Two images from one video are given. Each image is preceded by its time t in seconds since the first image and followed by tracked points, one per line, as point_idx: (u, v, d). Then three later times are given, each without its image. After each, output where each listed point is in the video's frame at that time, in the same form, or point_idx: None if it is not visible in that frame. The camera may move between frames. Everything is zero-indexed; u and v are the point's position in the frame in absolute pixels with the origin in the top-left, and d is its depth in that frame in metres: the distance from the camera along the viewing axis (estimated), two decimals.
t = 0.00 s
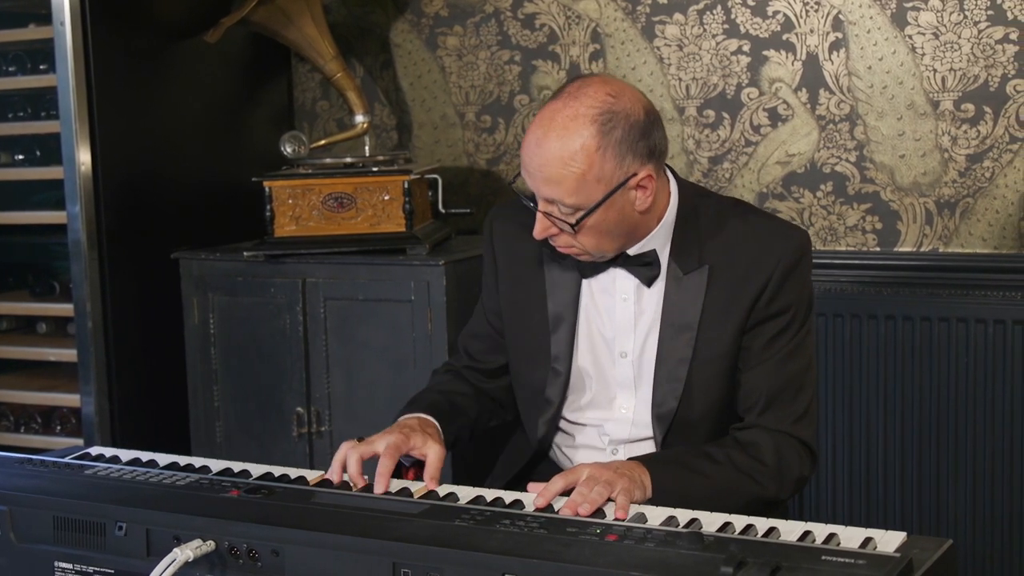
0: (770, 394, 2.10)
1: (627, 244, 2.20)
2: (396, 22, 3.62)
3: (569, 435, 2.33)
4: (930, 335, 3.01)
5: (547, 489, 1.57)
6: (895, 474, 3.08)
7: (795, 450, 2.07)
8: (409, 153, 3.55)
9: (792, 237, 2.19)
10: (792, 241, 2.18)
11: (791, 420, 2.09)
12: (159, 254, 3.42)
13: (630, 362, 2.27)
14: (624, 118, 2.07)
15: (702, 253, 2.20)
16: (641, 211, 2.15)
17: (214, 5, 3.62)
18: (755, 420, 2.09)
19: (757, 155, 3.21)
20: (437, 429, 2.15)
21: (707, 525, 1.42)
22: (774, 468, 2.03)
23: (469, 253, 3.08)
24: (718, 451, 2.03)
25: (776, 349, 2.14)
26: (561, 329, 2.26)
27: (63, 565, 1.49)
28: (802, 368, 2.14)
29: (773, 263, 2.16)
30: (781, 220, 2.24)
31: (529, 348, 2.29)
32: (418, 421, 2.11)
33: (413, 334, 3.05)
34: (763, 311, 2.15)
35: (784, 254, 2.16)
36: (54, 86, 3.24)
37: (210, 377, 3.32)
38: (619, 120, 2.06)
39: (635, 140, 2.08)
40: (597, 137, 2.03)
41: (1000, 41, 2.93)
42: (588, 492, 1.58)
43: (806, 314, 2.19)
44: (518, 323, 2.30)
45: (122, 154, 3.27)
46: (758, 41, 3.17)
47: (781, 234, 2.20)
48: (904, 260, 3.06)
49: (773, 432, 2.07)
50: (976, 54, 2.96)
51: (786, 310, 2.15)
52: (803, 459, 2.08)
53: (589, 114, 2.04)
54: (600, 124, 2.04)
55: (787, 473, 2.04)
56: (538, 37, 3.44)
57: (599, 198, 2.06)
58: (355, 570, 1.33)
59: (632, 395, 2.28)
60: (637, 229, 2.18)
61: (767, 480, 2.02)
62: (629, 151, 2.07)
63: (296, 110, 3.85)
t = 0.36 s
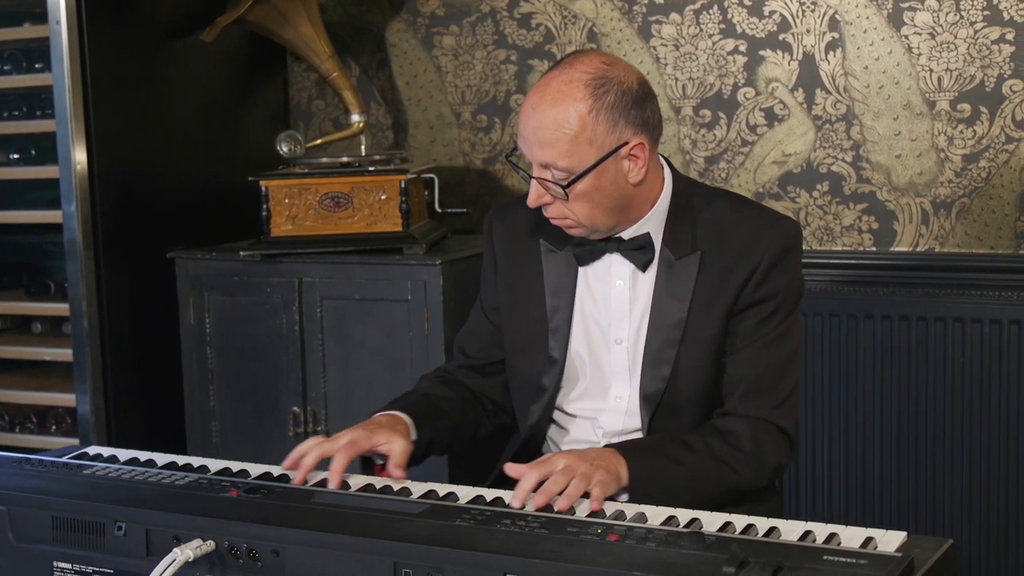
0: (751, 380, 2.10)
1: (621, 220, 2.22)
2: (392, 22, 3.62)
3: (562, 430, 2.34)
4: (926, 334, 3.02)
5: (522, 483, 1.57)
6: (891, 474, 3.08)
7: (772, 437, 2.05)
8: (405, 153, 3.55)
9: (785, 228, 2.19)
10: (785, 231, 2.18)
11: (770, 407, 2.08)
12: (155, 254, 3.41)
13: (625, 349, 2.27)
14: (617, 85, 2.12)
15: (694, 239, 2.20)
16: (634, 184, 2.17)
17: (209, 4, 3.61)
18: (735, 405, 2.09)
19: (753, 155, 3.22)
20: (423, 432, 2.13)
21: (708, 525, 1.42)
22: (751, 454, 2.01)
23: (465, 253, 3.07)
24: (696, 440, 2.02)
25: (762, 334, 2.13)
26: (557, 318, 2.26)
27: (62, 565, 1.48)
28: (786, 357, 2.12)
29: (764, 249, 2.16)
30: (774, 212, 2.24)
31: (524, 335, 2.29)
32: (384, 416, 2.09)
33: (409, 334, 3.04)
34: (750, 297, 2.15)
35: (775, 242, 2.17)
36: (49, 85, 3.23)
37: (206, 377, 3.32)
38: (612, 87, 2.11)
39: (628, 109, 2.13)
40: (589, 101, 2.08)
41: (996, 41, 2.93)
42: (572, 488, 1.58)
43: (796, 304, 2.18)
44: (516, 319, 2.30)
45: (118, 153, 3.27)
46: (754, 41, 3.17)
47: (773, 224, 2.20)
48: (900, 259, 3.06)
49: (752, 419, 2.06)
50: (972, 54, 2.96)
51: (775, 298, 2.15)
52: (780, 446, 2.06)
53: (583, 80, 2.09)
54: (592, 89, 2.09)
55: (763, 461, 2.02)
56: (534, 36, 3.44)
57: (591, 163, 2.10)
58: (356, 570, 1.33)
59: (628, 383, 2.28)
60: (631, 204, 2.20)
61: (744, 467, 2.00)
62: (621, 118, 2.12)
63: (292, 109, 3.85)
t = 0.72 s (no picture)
0: (734, 366, 2.10)
1: (620, 204, 2.23)
2: (387, 21, 3.62)
3: (556, 426, 2.32)
4: (922, 333, 3.03)
5: (492, 493, 1.57)
6: (886, 473, 3.09)
7: (747, 427, 2.04)
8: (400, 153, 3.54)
9: (777, 218, 2.20)
10: (777, 223, 2.19)
11: (746, 395, 2.08)
12: (151, 253, 3.41)
13: (616, 336, 2.27)
14: (615, 66, 2.14)
15: (687, 230, 2.21)
16: (633, 166, 2.18)
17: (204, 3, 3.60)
18: (713, 394, 2.08)
19: (749, 155, 3.22)
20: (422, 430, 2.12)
21: (708, 524, 1.42)
22: (721, 445, 2.00)
23: (462, 253, 3.07)
24: (667, 432, 1.99)
25: (743, 321, 2.14)
26: (550, 304, 2.26)
27: (61, 565, 1.48)
28: (770, 345, 2.13)
29: (755, 238, 2.17)
30: (766, 206, 2.25)
31: (518, 323, 2.29)
32: (363, 409, 2.05)
33: (405, 333, 3.04)
34: (735, 285, 2.16)
35: (768, 233, 2.18)
36: (45, 84, 3.23)
37: (201, 377, 3.31)
38: (612, 67, 2.13)
39: (628, 89, 2.15)
40: (587, 81, 2.09)
41: (992, 42, 2.94)
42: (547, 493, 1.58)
43: (783, 296, 2.18)
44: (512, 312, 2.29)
45: (114, 151, 3.26)
46: (750, 41, 3.17)
47: (765, 216, 2.21)
48: (896, 259, 3.06)
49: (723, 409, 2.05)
50: (968, 54, 2.97)
51: (762, 286, 2.15)
52: (754, 436, 2.05)
53: (581, 61, 2.11)
54: (591, 69, 2.11)
55: (736, 451, 2.01)
56: (530, 36, 3.44)
57: (589, 142, 2.11)
58: (357, 570, 1.33)
59: (618, 373, 2.26)
60: (630, 188, 2.21)
61: (713, 458, 1.99)
62: (619, 98, 2.13)
63: (287, 109, 3.84)
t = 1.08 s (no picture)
0: (726, 364, 2.09)
1: (611, 197, 2.23)
2: (383, 21, 3.61)
3: (550, 426, 2.32)
4: (918, 333, 3.03)
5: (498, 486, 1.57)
6: (882, 472, 3.09)
7: (746, 423, 2.02)
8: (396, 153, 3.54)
9: (768, 215, 2.21)
10: (768, 219, 2.20)
11: (742, 390, 2.06)
12: (146, 253, 3.40)
13: (610, 336, 2.27)
14: (605, 57, 2.16)
15: (677, 226, 2.22)
16: (623, 157, 2.19)
17: (199, 3, 3.59)
18: (711, 391, 2.07)
19: (745, 155, 3.22)
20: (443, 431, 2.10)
21: (707, 524, 1.42)
22: (725, 440, 1.98)
23: (458, 253, 3.07)
24: (674, 427, 1.97)
25: (740, 317, 2.14)
26: (544, 306, 2.26)
27: (60, 565, 1.48)
28: (761, 341, 2.12)
29: (745, 235, 2.18)
30: (758, 202, 2.26)
31: (512, 325, 2.29)
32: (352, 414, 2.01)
33: (402, 334, 3.04)
34: (728, 282, 2.16)
35: (758, 229, 2.18)
36: (40, 84, 3.22)
37: (197, 376, 3.31)
38: (602, 57, 2.15)
39: (617, 79, 2.16)
40: (579, 70, 2.11)
41: (988, 42, 2.95)
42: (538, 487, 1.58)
43: (777, 293, 2.18)
44: (507, 314, 2.29)
45: (108, 150, 3.25)
46: (746, 40, 3.17)
47: (755, 213, 2.21)
48: (892, 259, 3.07)
49: (726, 406, 2.03)
50: (964, 54, 2.97)
51: (753, 282, 2.15)
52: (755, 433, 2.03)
53: (572, 52, 2.13)
54: (583, 59, 2.12)
55: (739, 444, 2.00)
56: (526, 36, 3.44)
57: (582, 131, 2.11)
58: (357, 570, 1.33)
59: (612, 372, 2.27)
60: (620, 180, 2.21)
61: (717, 453, 1.96)
62: (610, 88, 2.15)
63: (282, 109, 3.84)
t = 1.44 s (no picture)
0: (721, 361, 2.07)
1: (602, 189, 2.22)
2: (378, 21, 3.61)
3: (548, 426, 2.31)
4: (911, 332, 3.04)
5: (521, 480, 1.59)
6: (876, 472, 3.10)
7: (746, 416, 2.02)
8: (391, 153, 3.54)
9: (759, 210, 2.20)
10: (758, 214, 2.20)
11: (742, 385, 2.05)
12: (140, 254, 3.39)
13: (604, 332, 2.28)
14: (592, 47, 2.17)
15: (669, 222, 2.22)
16: (613, 147, 2.19)
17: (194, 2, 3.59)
18: (710, 387, 2.05)
19: (740, 155, 3.23)
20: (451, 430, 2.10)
21: (705, 523, 1.42)
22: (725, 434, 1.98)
23: (453, 253, 3.07)
24: (671, 423, 1.97)
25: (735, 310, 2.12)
26: (541, 307, 2.26)
27: (56, 566, 1.48)
28: (761, 337, 2.11)
29: (737, 227, 2.17)
30: (749, 198, 2.26)
31: (510, 325, 2.29)
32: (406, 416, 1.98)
33: (397, 333, 3.03)
34: (725, 275, 2.15)
35: (749, 223, 2.18)
36: (34, 84, 3.21)
37: (192, 376, 3.30)
38: (589, 47, 2.16)
39: (605, 68, 2.18)
40: (565, 59, 2.12)
41: (982, 42, 2.95)
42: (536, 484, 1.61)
43: (771, 285, 2.17)
44: (506, 315, 2.30)
45: (103, 149, 3.25)
46: (741, 41, 3.18)
47: (746, 206, 2.21)
48: (887, 259, 3.07)
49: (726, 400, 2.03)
50: (958, 54, 2.98)
51: (746, 277, 2.14)
52: (756, 426, 2.03)
53: (558, 41, 2.14)
54: (568, 48, 2.13)
55: (741, 437, 1.99)
56: (520, 36, 3.44)
57: (571, 119, 2.12)
58: (354, 570, 1.33)
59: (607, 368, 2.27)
60: (611, 171, 2.21)
61: (719, 448, 1.96)
62: (597, 76, 2.16)
63: (276, 109, 3.83)
